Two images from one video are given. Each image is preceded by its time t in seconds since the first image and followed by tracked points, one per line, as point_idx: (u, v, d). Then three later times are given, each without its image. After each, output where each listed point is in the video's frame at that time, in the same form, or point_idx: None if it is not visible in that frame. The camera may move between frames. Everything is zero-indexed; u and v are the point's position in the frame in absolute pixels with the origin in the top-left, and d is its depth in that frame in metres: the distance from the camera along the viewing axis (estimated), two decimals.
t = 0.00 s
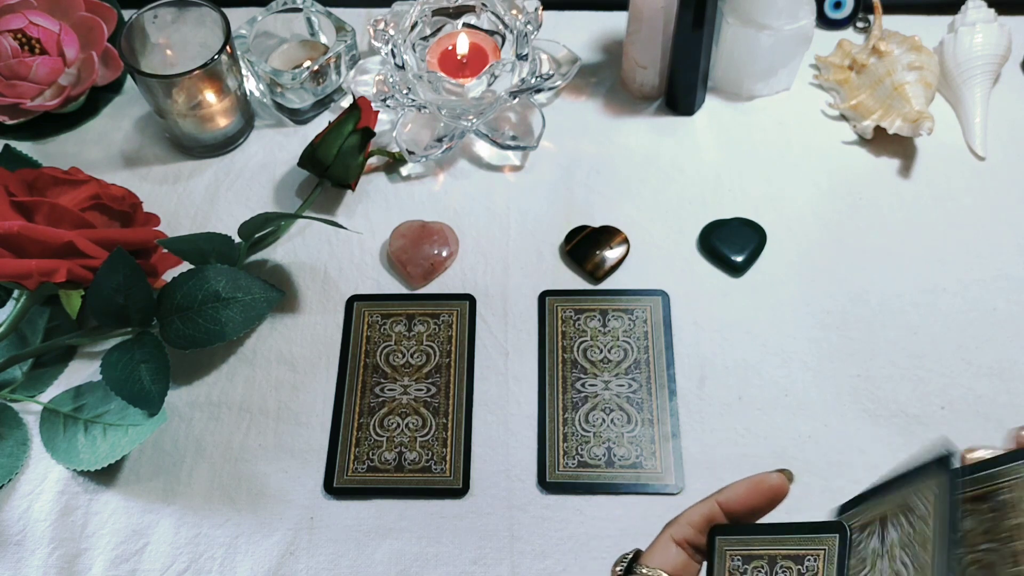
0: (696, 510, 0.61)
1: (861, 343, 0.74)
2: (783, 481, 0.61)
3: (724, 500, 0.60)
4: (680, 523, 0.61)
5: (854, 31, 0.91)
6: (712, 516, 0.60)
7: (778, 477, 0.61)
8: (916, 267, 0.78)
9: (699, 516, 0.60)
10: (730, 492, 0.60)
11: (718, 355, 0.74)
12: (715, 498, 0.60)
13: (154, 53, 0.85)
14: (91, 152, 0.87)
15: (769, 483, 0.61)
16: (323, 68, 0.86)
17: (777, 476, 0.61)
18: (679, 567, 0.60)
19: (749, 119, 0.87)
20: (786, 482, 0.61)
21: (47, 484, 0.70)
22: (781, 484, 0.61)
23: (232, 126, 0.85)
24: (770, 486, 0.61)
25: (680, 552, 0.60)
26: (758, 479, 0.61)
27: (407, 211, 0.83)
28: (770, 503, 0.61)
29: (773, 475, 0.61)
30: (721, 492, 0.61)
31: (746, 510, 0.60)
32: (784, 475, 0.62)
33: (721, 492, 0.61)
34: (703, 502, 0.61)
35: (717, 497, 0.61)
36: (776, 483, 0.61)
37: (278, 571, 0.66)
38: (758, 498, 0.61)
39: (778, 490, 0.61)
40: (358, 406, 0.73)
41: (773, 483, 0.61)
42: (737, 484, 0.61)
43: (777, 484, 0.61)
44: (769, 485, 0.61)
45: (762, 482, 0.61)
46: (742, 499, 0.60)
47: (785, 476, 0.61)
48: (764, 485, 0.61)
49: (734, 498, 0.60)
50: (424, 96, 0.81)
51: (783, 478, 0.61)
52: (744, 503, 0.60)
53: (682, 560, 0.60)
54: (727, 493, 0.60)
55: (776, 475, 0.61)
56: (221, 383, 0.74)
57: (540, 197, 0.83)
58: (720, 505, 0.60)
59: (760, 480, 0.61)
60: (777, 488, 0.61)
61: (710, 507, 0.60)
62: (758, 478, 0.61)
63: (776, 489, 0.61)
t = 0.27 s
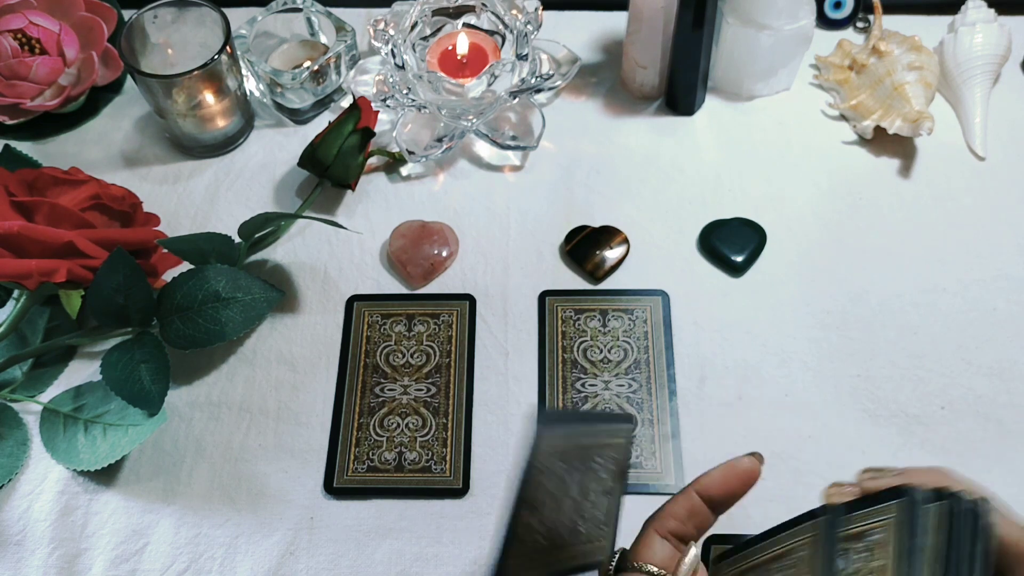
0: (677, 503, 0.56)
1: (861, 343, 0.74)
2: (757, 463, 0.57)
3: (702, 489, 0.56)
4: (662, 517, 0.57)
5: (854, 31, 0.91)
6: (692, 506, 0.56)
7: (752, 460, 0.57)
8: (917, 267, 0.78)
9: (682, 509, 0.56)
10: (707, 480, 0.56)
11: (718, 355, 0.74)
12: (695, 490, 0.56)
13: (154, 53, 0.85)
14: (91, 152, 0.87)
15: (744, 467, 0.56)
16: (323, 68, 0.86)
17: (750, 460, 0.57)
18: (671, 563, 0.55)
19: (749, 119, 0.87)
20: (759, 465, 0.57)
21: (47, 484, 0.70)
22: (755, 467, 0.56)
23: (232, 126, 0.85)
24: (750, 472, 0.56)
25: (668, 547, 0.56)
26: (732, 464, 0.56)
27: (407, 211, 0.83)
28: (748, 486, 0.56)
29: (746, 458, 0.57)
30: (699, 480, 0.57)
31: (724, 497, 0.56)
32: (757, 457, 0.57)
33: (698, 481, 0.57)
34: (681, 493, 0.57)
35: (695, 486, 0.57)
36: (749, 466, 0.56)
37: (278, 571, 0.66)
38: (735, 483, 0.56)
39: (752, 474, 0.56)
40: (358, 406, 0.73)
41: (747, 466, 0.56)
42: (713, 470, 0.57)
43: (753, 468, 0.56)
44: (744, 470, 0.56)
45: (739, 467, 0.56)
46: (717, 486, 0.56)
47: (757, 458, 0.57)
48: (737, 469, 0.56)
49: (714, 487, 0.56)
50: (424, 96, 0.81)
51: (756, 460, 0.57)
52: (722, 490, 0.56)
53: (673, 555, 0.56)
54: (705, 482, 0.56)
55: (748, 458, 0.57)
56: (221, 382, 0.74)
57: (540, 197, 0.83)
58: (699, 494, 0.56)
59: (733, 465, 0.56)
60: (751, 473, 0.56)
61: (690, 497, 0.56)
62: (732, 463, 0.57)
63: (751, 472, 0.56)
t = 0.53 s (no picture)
0: (682, 506, 0.56)
1: (861, 343, 0.74)
2: (766, 474, 0.56)
3: (709, 496, 0.56)
4: (667, 519, 0.56)
5: (854, 31, 0.91)
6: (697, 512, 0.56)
7: (761, 470, 0.56)
8: (917, 267, 0.78)
9: (686, 513, 0.56)
10: (715, 488, 0.56)
11: (718, 355, 0.74)
12: (701, 495, 0.56)
13: (154, 53, 0.85)
14: (91, 152, 0.87)
15: (752, 476, 0.56)
16: (323, 68, 0.86)
17: (758, 469, 0.56)
18: (673, 565, 0.55)
19: (749, 119, 0.87)
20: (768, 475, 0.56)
21: (47, 484, 0.70)
22: (763, 478, 0.56)
23: (232, 126, 0.86)
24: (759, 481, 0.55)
25: (671, 549, 0.56)
26: (740, 473, 0.56)
27: (407, 211, 0.83)
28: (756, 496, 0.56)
29: (754, 467, 0.56)
30: (706, 485, 0.56)
31: (730, 505, 0.56)
32: (766, 466, 0.57)
33: (705, 486, 0.56)
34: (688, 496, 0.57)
35: (702, 491, 0.56)
36: (756, 477, 0.56)
37: (278, 571, 0.66)
38: (743, 493, 0.56)
39: (760, 484, 0.56)
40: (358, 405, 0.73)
41: (755, 477, 0.56)
42: (721, 477, 0.56)
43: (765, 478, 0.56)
44: (751, 480, 0.56)
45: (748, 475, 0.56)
46: (726, 494, 0.55)
47: (766, 468, 0.56)
48: (746, 480, 0.55)
49: (721, 496, 0.55)
50: (424, 96, 0.81)
51: (765, 470, 0.56)
52: (731, 500, 0.56)
53: (675, 557, 0.56)
54: (712, 489, 0.56)
55: (757, 467, 0.56)
56: (221, 382, 0.74)
57: (540, 197, 0.83)
58: (705, 500, 0.56)
59: (742, 474, 0.56)
60: (759, 483, 0.56)
61: (696, 503, 0.56)
62: (741, 472, 0.56)
63: (758, 483, 0.55)
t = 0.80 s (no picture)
0: (633, 505, 0.54)
1: (861, 343, 0.74)
2: (716, 470, 0.54)
3: (659, 493, 0.54)
4: (620, 518, 0.55)
5: (854, 31, 0.91)
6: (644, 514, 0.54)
7: (709, 466, 0.53)
8: (917, 267, 0.78)
9: (637, 512, 0.54)
10: (663, 485, 0.54)
11: (718, 355, 0.74)
12: (650, 493, 0.54)
13: (154, 53, 0.86)
14: (91, 152, 0.87)
15: (701, 473, 0.53)
16: (323, 68, 0.86)
17: (707, 465, 0.53)
18: (628, 563, 0.53)
19: (749, 119, 0.87)
20: (719, 471, 0.54)
21: (47, 484, 0.70)
22: (711, 475, 0.53)
23: (232, 126, 0.86)
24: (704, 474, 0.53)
25: (625, 549, 0.54)
26: (690, 470, 0.53)
27: (407, 211, 0.83)
28: (706, 494, 0.54)
29: (704, 464, 0.53)
30: (655, 483, 0.54)
31: (681, 503, 0.53)
32: (717, 463, 0.54)
33: (654, 484, 0.54)
34: (640, 495, 0.55)
35: (652, 490, 0.54)
36: (706, 473, 0.53)
37: (278, 571, 0.66)
38: (692, 491, 0.53)
39: (709, 480, 0.53)
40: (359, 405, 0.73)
41: (704, 473, 0.53)
42: (670, 474, 0.54)
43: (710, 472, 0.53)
44: (699, 477, 0.53)
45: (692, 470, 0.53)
46: (674, 491, 0.53)
47: (715, 465, 0.53)
48: (694, 476, 0.53)
49: (667, 492, 0.53)
50: (424, 96, 0.81)
51: (714, 466, 0.54)
52: (678, 496, 0.53)
53: (630, 556, 0.54)
54: (660, 485, 0.54)
55: (707, 464, 0.54)
56: (221, 382, 0.74)
57: (540, 197, 0.83)
58: (654, 498, 0.54)
59: (691, 470, 0.53)
60: (707, 480, 0.53)
61: (646, 502, 0.54)
62: (689, 469, 0.54)
63: (706, 479, 0.53)
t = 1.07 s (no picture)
0: (644, 503, 0.56)
1: (861, 343, 0.74)
2: (727, 465, 0.56)
3: (671, 490, 0.56)
4: (632, 516, 0.57)
5: (854, 31, 0.91)
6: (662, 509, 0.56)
7: (720, 461, 0.55)
8: (917, 267, 0.78)
9: (649, 509, 0.56)
10: (674, 481, 0.56)
11: (718, 355, 0.74)
12: (663, 490, 0.56)
13: (154, 53, 0.86)
14: (91, 152, 0.87)
15: (713, 469, 0.55)
16: (323, 68, 0.86)
17: (718, 460, 0.56)
18: (640, 560, 0.56)
19: (748, 119, 0.87)
20: (730, 465, 0.56)
21: (47, 484, 0.70)
22: (723, 469, 0.55)
23: (232, 126, 0.85)
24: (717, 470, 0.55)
25: (637, 547, 0.56)
26: (702, 465, 0.56)
27: (407, 211, 0.83)
28: (716, 488, 0.56)
29: (716, 458, 0.56)
30: (667, 480, 0.56)
31: (691, 498, 0.56)
32: (728, 457, 0.56)
33: (666, 481, 0.56)
34: (651, 492, 0.57)
35: (664, 486, 0.57)
36: (717, 468, 0.55)
37: (278, 571, 0.66)
38: (703, 486, 0.55)
39: (721, 475, 0.55)
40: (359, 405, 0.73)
41: (716, 468, 0.55)
42: (683, 471, 0.56)
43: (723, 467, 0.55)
44: (710, 471, 0.55)
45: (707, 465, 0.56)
46: (686, 487, 0.56)
47: (726, 460, 0.56)
48: (706, 471, 0.55)
49: (680, 488, 0.55)
50: (424, 96, 0.81)
51: (726, 461, 0.56)
52: (692, 493, 0.56)
53: (642, 552, 0.56)
54: (672, 483, 0.56)
55: (718, 458, 0.56)
56: (221, 382, 0.74)
57: (539, 197, 0.83)
58: (667, 494, 0.56)
59: (703, 465, 0.56)
60: (718, 474, 0.55)
61: (658, 498, 0.56)
62: (701, 464, 0.56)
63: (718, 474, 0.55)
